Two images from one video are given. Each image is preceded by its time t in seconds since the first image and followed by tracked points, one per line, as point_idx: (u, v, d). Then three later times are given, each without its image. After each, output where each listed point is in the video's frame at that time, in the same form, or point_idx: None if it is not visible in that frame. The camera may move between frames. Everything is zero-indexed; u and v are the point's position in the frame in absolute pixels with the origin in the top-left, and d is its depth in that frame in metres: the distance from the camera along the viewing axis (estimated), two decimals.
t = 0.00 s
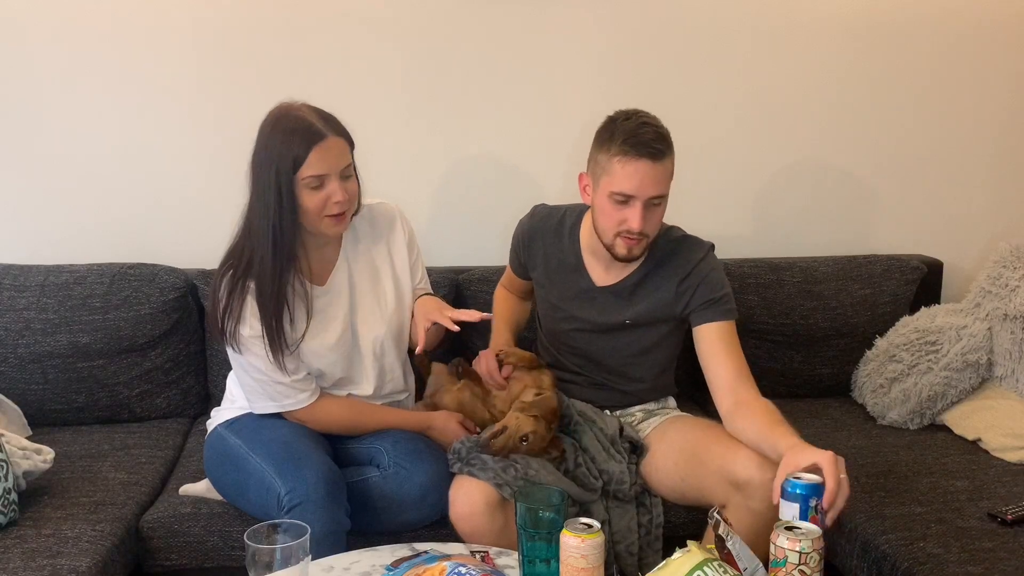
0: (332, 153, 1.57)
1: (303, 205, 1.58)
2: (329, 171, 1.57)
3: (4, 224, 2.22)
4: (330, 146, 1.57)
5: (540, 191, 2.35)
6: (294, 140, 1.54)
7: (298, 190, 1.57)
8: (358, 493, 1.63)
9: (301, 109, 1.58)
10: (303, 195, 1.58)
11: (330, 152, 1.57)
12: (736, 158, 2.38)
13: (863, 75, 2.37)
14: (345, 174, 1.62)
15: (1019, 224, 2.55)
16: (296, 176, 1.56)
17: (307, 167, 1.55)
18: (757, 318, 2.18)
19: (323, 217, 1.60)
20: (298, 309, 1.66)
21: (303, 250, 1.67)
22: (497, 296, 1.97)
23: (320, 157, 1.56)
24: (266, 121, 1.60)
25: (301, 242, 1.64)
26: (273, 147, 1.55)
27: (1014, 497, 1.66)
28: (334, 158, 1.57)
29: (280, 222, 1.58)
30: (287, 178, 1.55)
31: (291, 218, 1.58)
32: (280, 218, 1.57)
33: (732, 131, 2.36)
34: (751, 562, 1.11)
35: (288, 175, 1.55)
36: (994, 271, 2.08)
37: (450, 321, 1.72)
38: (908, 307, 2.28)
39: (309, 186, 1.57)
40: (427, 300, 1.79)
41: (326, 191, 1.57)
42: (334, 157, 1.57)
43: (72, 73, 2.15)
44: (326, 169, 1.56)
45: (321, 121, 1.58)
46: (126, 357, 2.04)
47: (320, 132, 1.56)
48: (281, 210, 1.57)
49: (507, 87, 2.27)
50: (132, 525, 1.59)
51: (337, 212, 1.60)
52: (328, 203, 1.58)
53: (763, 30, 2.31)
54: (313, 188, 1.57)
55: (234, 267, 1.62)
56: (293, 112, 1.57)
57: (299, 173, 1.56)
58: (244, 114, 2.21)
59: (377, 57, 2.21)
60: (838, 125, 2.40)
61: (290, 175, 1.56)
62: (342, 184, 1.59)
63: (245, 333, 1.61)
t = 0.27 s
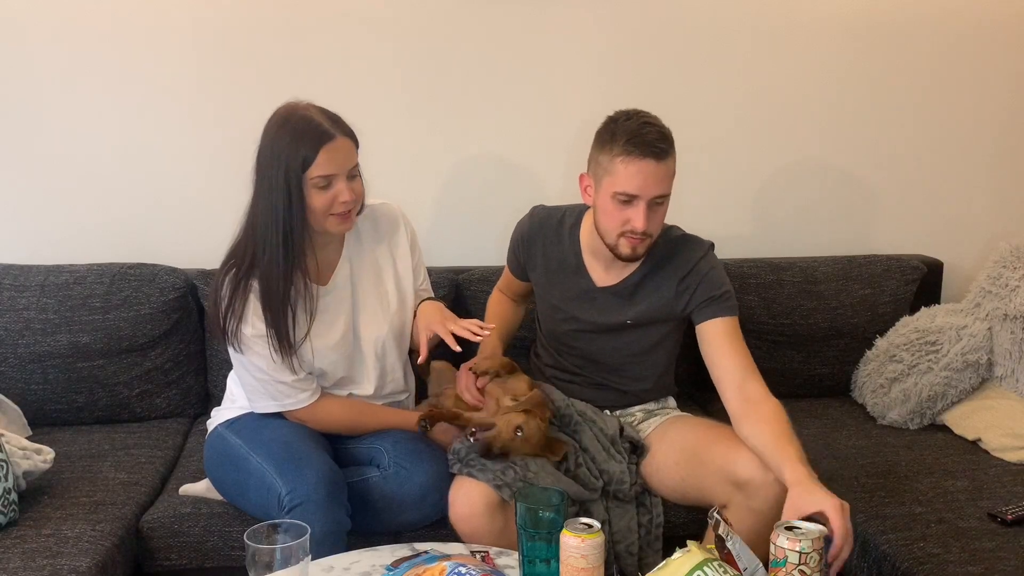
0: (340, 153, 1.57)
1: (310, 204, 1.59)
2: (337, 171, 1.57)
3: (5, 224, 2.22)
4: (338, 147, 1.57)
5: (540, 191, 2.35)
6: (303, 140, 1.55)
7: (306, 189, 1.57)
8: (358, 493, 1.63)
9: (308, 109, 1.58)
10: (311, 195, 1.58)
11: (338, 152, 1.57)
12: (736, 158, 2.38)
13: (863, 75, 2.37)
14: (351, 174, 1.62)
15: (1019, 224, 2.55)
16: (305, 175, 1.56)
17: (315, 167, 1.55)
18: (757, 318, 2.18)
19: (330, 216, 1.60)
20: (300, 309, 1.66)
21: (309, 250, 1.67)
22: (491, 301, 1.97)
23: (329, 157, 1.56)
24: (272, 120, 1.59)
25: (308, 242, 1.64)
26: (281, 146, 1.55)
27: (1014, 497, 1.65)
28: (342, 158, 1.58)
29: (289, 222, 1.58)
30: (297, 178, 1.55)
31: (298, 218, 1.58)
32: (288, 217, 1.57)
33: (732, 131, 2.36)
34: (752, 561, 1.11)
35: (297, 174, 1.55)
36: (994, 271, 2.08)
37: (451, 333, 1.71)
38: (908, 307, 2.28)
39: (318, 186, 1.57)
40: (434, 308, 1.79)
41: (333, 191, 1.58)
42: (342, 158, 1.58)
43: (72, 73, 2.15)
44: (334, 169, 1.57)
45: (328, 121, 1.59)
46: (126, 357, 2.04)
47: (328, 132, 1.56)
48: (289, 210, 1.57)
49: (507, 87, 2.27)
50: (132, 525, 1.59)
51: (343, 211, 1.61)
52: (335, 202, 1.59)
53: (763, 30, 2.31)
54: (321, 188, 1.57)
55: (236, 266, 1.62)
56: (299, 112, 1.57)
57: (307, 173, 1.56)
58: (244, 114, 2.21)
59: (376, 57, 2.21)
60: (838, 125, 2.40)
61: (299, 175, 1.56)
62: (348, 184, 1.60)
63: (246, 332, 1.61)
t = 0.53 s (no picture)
0: (343, 154, 1.58)
1: (314, 205, 1.59)
2: (340, 172, 1.57)
3: (5, 224, 2.22)
4: (342, 147, 1.57)
5: (540, 191, 2.35)
6: (307, 140, 1.54)
7: (309, 189, 1.57)
8: (358, 493, 1.63)
9: (311, 109, 1.58)
10: (314, 195, 1.58)
11: (341, 153, 1.57)
12: (736, 158, 2.38)
13: (863, 75, 2.37)
14: (354, 174, 1.62)
15: (1019, 224, 2.55)
16: (308, 175, 1.56)
17: (319, 168, 1.55)
18: (757, 318, 2.18)
19: (332, 216, 1.61)
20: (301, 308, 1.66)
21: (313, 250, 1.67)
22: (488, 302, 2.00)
23: (332, 158, 1.56)
24: (276, 119, 1.59)
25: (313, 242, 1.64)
26: (285, 146, 1.55)
27: (1014, 497, 1.66)
28: (346, 159, 1.58)
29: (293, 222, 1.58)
30: (300, 178, 1.55)
31: (302, 217, 1.58)
32: (292, 217, 1.57)
33: (732, 131, 2.36)
34: (752, 562, 1.10)
35: (301, 175, 1.55)
36: (994, 271, 2.08)
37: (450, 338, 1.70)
38: (908, 307, 2.28)
39: (321, 186, 1.57)
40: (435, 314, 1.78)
41: (336, 192, 1.59)
42: (346, 158, 1.58)
43: (72, 73, 2.15)
44: (338, 170, 1.57)
45: (331, 121, 1.59)
46: (126, 357, 2.04)
47: (332, 132, 1.56)
48: (292, 210, 1.57)
49: (507, 87, 2.27)
50: (132, 525, 1.59)
51: (346, 212, 1.61)
52: (338, 203, 1.59)
53: (763, 30, 2.31)
54: (324, 188, 1.58)
55: (238, 265, 1.62)
56: (303, 112, 1.57)
57: (311, 173, 1.56)
58: (244, 114, 2.21)
59: (377, 57, 2.21)
60: (838, 125, 2.40)
61: (303, 175, 1.55)
62: (352, 185, 1.60)
63: (247, 331, 1.61)
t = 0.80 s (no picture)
0: (338, 153, 1.58)
1: (310, 204, 1.59)
2: (336, 169, 1.58)
3: (5, 224, 2.22)
4: (336, 145, 1.58)
5: (540, 191, 2.35)
6: (302, 140, 1.55)
7: (305, 189, 1.57)
8: (358, 493, 1.63)
9: (305, 109, 1.58)
10: (311, 195, 1.58)
11: (336, 151, 1.57)
12: (736, 158, 2.38)
13: (864, 75, 2.37)
14: (350, 173, 1.62)
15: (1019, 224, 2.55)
16: (304, 175, 1.56)
17: (314, 167, 1.56)
18: (757, 318, 2.18)
19: (330, 217, 1.60)
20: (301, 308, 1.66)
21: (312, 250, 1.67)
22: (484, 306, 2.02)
23: (327, 156, 1.56)
24: (271, 121, 1.60)
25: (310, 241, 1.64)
26: (280, 147, 1.55)
27: (1014, 497, 1.66)
28: (341, 157, 1.58)
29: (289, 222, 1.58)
30: (296, 177, 1.56)
31: (298, 217, 1.59)
32: (288, 217, 1.58)
33: (732, 131, 2.36)
34: (749, 562, 1.11)
35: (297, 175, 1.56)
36: (994, 271, 2.08)
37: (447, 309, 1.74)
38: (908, 307, 2.28)
39: (317, 185, 1.57)
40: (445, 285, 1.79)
41: (332, 190, 1.59)
42: (340, 156, 1.58)
43: (72, 73, 2.15)
44: (333, 168, 1.57)
45: (326, 121, 1.59)
46: (126, 357, 2.04)
47: (325, 131, 1.57)
48: (289, 209, 1.57)
49: (507, 87, 2.27)
50: (132, 525, 1.59)
51: (343, 211, 1.61)
52: (336, 201, 1.59)
53: (763, 30, 2.31)
54: (320, 187, 1.58)
55: (236, 266, 1.62)
56: (297, 112, 1.57)
57: (307, 173, 1.56)
58: (244, 114, 2.21)
59: (377, 57, 2.21)
60: (838, 125, 2.40)
61: (298, 175, 1.56)
62: (348, 183, 1.60)
63: (246, 332, 1.61)
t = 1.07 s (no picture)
0: (334, 152, 1.58)
1: (307, 204, 1.59)
2: (332, 168, 1.57)
3: (4, 224, 2.22)
4: (331, 144, 1.58)
5: (540, 191, 2.35)
6: (296, 140, 1.55)
7: (302, 189, 1.57)
8: (358, 493, 1.63)
9: (299, 110, 1.58)
10: (307, 195, 1.58)
11: (331, 150, 1.57)
12: (736, 158, 2.38)
13: (863, 75, 2.37)
14: (347, 171, 1.62)
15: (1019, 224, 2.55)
16: (299, 175, 1.56)
17: (310, 167, 1.56)
18: (757, 318, 2.18)
19: (328, 216, 1.60)
20: (300, 308, 1.67)
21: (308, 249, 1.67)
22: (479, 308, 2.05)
23: (323, 155, 1.56)
24: (265, 122, 1.60)
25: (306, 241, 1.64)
26: (275, 148, 1.55)
27: (1015, 497, 1.65)
28: (336, 157, 1.58)
29: (286, 222, 1.58)
30: (291, 177, 1.56)
31: (294, 218, 1.59)
32: (284, 218, 1.58)
33: (732, 131, 2.36)
34: (749, 562, 1.11)
35: (293, 175, 1.55)
36: (994, 271, 2.08)
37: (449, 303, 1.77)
38: (908, 308, 2.28)
39: (313, 185, 1.57)
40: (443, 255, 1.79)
41: (329, 189, 1.58)
42: (336, 155, 1.58)
43: (71, 73, 2.15)
44: (329, 167, 1.57)
45: (321, 120, 1.59)
46: (126, 357, 2.04)
47: (320, 130, 1.57)
48: (284, 210, 1.57)
49: (508, 87, 2.27)
50: (132, 525, 1.59)
51: (341, 210, 1.60)
52: (332, 200, 1.58)
53: (763, 31, 2.31)
54: (317, 187, 1.57)
55: (235, 267, 1.63)
56: (292, 113, 1.57)
57: (303, 173, 1.56)
58: (244, 114, 2.21)
59: (377, 57, 2.21)
60: (838, 125, 2.40)
61: (294, 175, 1.56)
62: (345, 181, 1.60)
63: (245, 332, 1.62)
